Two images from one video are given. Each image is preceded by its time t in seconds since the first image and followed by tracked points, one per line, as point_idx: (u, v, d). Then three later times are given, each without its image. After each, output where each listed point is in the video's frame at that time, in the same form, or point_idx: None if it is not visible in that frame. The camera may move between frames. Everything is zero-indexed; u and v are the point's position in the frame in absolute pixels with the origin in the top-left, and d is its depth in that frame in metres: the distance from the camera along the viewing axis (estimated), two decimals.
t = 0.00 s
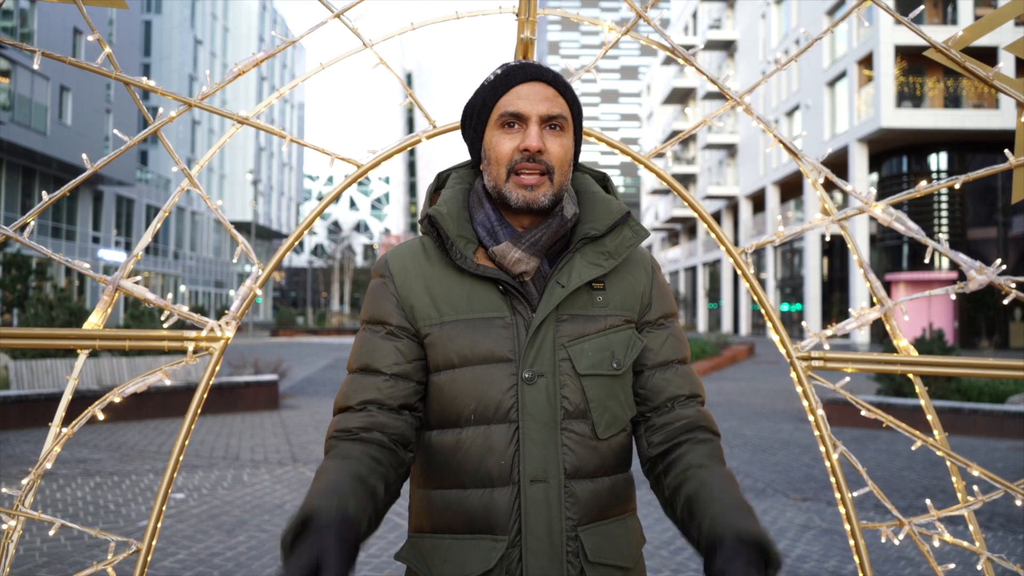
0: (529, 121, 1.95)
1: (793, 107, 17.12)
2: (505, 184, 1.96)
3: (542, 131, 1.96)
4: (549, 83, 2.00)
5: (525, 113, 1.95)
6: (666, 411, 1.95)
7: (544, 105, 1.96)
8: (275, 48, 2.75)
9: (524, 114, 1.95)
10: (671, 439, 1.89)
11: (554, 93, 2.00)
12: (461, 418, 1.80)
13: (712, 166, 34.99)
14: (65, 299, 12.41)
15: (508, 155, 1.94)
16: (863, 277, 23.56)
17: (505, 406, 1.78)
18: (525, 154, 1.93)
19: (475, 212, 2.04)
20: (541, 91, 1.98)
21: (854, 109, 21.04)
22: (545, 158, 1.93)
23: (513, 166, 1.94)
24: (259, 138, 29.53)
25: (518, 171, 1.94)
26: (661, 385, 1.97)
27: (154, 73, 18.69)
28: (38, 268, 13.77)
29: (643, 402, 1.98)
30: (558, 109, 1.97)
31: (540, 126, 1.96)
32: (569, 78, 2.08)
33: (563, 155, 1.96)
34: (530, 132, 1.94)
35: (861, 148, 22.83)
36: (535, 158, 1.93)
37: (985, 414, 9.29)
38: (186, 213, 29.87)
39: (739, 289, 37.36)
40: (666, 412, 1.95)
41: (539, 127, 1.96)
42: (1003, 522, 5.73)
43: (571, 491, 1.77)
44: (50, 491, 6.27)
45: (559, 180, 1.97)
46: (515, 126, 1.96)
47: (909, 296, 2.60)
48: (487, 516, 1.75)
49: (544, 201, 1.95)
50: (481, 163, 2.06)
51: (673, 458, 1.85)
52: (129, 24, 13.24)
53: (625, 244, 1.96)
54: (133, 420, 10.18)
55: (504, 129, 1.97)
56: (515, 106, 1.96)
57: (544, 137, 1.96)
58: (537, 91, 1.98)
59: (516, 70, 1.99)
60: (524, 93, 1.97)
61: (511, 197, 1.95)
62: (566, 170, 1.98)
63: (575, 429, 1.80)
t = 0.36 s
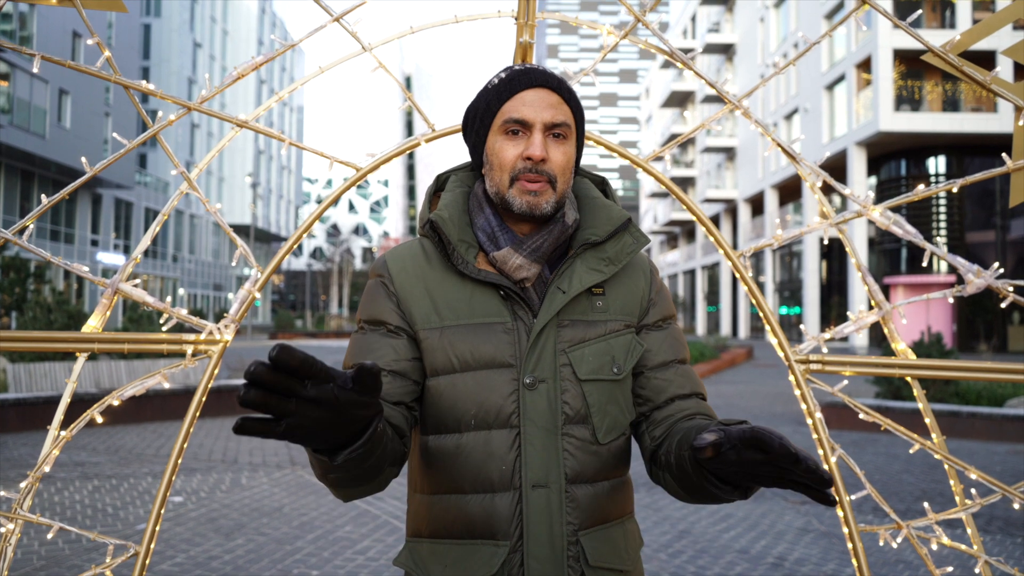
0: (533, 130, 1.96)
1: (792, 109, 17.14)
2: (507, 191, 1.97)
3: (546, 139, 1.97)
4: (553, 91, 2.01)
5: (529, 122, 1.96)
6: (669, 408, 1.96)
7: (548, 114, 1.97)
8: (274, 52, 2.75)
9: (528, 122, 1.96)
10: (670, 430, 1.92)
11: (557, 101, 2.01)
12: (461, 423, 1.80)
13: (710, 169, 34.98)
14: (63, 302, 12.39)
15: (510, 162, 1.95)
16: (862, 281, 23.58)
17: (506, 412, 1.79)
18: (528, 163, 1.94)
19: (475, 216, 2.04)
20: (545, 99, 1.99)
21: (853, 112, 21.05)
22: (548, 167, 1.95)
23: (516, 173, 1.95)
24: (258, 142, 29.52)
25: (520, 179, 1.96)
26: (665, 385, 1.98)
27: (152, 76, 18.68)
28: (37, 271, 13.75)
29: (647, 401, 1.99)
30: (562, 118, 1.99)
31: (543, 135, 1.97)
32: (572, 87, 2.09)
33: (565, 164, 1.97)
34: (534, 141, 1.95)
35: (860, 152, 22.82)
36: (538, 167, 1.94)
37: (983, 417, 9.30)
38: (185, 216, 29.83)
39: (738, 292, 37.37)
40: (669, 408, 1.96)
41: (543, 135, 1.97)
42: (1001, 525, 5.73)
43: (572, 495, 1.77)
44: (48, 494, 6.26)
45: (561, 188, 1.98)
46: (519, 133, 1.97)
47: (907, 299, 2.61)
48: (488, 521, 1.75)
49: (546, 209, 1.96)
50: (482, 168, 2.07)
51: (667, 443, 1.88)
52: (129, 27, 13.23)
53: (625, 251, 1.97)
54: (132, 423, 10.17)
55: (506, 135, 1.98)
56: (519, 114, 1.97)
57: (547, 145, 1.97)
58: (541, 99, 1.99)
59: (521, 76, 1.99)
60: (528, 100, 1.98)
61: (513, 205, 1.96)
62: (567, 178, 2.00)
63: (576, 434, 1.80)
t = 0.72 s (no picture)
0: (526, 131, 1.96)
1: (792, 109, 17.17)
2: (501, 193, 1.97)
3: (539, 141, 1.97)
4: (546, 90, 2.01)
5: (522, 123, 1.96)
6: (668, 404, 1.96)
7: (541, 115, 1.97)
8: (274, 52, 2.74)
9: (521, 123, 1.96)
10: (670, 427, 1.91)
11: (550, 101, 2.00)
12: (460, 425, 1.80)
13: (710, 169, 34.99)
14: (63, 302, 12.39)
15: (503, 164, 1.96)
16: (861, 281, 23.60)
17: (504, 413, 1.79)
18: (521, 164, 1.94)
19: (471, 217, 2.05)
20: (538, 100, 1.98)
21: (852, 113, 21.04)
22: (542, 168, 1.95)
23: (509, 175, 1.95)
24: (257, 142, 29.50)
25: (513, 181, 1.96)
26: (664, 381, 1.97)
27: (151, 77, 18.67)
28: (36, 271, 13.74)
29: (647, 399, 1.99)
30: (556, 119, 1.98)
31: (537, 136, 1.97)
32: (566, 85, 2.09)
33: (559, 165, 1.98)
34: (527, 143, 1.95)
35: (859, 152, 22.78)
36: (531, 168, 1.94)
37: (983, 418, 9.30)
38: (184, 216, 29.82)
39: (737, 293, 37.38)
40: (667, 405, 1.96)
41: (536, 137, 1.97)
42: (1001, 526, 5.73)
43: (572, 496, 1.77)
44: (48, 494, 6.25)
45: (555, 188, 1.99)
46: (512, 135, 1.97)
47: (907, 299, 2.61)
48: (488, 523, 1.75)
49: (540, 210, 1.97)
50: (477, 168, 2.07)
51: (667, 441, 1.88)
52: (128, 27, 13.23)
53: (622, 250, 1.97)
54: (131, 424, 10.16)
55: (500, 137, 1.98)
56: (512, 115, 1.96)
57: (540, 147, 1.97)
58: (534, 99, 1.98)
59: (513, 76, 1.98)
60: (521, 101, 1.97)
61: (507, 206, 1.96)
62: (561, 178, 2.00)
63: (575, 434, 1.80)
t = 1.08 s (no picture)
0: (522, 129, 1.96)
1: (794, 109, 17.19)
2: (498, 191, 1.97)
3: (535, 139, 1.97)
4: (542, 89, 2.00)
5: (518, 122, 1.95)
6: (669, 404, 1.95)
7: (537, 113, 1.97)
8: (275, 53, 2.74)
9: (516, 122, 1.95)
10: (671, 428, 1.89)
11: (546, 100, 2.00)
12: (458, 425, 1.80)
13: (710, 170, 35.02)
14: (63, 303, 12.39)
15: (499, 163, 1.95)
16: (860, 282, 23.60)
17: (502, 413, 1.79)
18: (517, 163, 1.94)
19: (470, 218, 2.05)
20: (534, 99, 1.98)
21: (852, 114, 21.20)
22: (538, 166, 1.94)
23: (505, 174, 1.95)
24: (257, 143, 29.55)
25: (509, 179, 1.96)
26: (664, 381, 1.97)
27: (152, 77, 18.70)
28: (36, 272, 13.74)
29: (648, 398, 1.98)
30: (552, 117, 1.98)
31: (532, 135, 1.96)
32: (563, 85, 2.08)
33: (556, 163, 1.97)
34: (523, 141, 1.94)
35: (859, 152, 22.79)
36: (527, 167, 1.94)
37: (983, 419, 9.30)
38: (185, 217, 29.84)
39: (737, 293, 37.41)
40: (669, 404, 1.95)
41: (532, 135, 1.96)
42: (1001, 527, 5.73)
43: (570, 496, 1.77)
44: (49, 495, 6.25)
45: (552, 187, 1.98)
46: (508, 134, 1.96)
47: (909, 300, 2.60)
48: (486, 522, 1.75)
49: (537, 209, 1.97)
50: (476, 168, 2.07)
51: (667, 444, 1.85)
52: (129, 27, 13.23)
53: (620, 250, 1.97)
54: (132, 425, 10.16)
55: (497, 136, 1.98)
56: (507, 115, 1.96)
57: (537, 145, 1.96)
58: (530, 98, 1.98)
59: (509, 76, 1.99)
60: (517, 100, 1.97)
61: (504, 205, 1.96)
62: (559, 176, 1.99)
63: (573, 434, 1.80)
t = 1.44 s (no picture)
0: (519, 119, 1.95)
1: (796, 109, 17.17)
2: (496, 181, 1.96)
3: (532, 129, 1.96)
4: (539, 79, 2.01)
5: (515, 111, 1.95)
6: (649, 423, 1.97)
7: (534, 102, 1.96)
8: (276, 51, 2.74)
9: (513, 111, 1.95)
10: (653, 467, 1.95)
11: (544, 89, 2.00)
12: (458, 420, 1.80)
13: (711, 169, 34.99)
14: (64, 301, 12.39)
15: (497, 152, 1.95)
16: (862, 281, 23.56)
17: (501, 408, 1.78)
18: (514, 151, 1.93)
19: (470, 212, 2.05)
20: (531, 88, 1.98)
21: (855, 114, 21.38)
22: (536, 155, 1.93)
23: (503, 165, 1.94)
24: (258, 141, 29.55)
25: (507, 169, 1.94)
26: (650, 396, 1.97)
27: (153, 76, 18.69)
28: (37, 270, 13.74)
29: (633, 408, 1.97)
30: (548, 105, 1.97)
31: (529, 124, 1.96)
32: (563, 78, 2.08)
33: (553, 153, 1.96)
34: (519, 129, 1.94)
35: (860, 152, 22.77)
36: (525, 155, 1.93)
37: (984, 419, 9.29)
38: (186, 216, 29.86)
39: (738, 293, 37.39)
40: (648, 423, 1.97)
41: (529, 124, 1.96)
42: (1002, 526, 5.72)
43: (568, 494, 1.76)
44: (50, 493, 6.26)
45: (549, 176, 1.97)
46: (505, 124, 1.96)
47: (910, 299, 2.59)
48: (483, 518, 1.75)
49: (534, 199, 1.95)
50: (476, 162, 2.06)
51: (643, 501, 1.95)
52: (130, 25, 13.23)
53: (622, 245, 1.96)
54: (133, 423, 10.16)
55: (494, 127, 1.97)
56: (504, 104, 1.96)
57: (534, 133, 1.96)
58: (527, 88, 1.98)
59: (506, 69, 2.00)
60: (514, 90, 1.98)
61: (501, 195, 1.94)
62: (558, 167, 1.98)
63: (572, 431, 1.79)
